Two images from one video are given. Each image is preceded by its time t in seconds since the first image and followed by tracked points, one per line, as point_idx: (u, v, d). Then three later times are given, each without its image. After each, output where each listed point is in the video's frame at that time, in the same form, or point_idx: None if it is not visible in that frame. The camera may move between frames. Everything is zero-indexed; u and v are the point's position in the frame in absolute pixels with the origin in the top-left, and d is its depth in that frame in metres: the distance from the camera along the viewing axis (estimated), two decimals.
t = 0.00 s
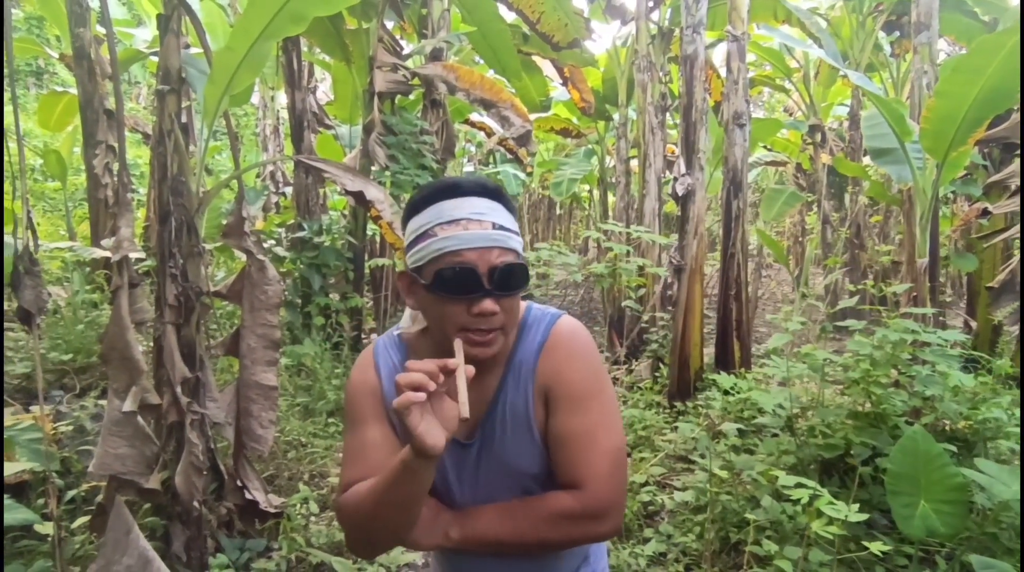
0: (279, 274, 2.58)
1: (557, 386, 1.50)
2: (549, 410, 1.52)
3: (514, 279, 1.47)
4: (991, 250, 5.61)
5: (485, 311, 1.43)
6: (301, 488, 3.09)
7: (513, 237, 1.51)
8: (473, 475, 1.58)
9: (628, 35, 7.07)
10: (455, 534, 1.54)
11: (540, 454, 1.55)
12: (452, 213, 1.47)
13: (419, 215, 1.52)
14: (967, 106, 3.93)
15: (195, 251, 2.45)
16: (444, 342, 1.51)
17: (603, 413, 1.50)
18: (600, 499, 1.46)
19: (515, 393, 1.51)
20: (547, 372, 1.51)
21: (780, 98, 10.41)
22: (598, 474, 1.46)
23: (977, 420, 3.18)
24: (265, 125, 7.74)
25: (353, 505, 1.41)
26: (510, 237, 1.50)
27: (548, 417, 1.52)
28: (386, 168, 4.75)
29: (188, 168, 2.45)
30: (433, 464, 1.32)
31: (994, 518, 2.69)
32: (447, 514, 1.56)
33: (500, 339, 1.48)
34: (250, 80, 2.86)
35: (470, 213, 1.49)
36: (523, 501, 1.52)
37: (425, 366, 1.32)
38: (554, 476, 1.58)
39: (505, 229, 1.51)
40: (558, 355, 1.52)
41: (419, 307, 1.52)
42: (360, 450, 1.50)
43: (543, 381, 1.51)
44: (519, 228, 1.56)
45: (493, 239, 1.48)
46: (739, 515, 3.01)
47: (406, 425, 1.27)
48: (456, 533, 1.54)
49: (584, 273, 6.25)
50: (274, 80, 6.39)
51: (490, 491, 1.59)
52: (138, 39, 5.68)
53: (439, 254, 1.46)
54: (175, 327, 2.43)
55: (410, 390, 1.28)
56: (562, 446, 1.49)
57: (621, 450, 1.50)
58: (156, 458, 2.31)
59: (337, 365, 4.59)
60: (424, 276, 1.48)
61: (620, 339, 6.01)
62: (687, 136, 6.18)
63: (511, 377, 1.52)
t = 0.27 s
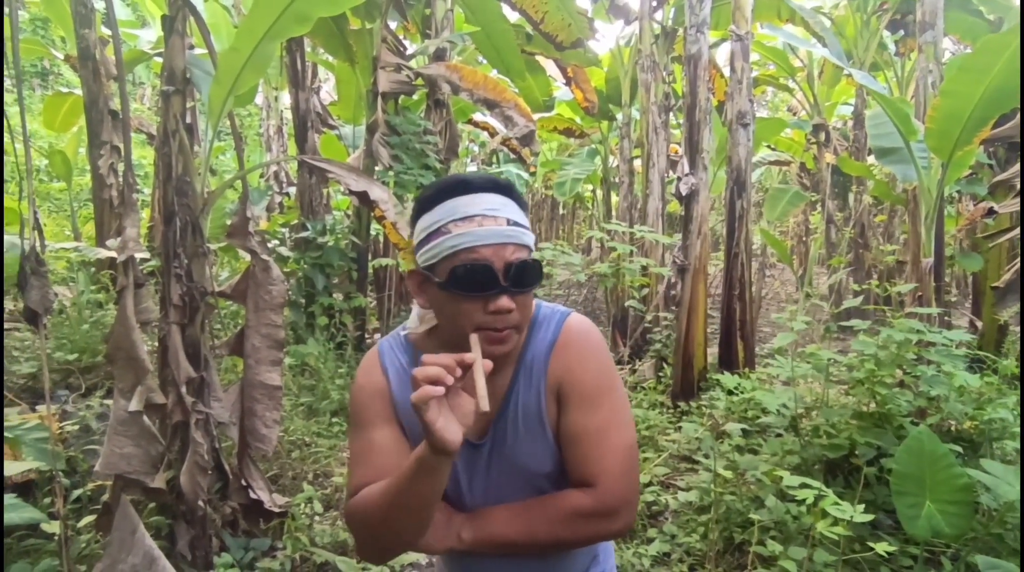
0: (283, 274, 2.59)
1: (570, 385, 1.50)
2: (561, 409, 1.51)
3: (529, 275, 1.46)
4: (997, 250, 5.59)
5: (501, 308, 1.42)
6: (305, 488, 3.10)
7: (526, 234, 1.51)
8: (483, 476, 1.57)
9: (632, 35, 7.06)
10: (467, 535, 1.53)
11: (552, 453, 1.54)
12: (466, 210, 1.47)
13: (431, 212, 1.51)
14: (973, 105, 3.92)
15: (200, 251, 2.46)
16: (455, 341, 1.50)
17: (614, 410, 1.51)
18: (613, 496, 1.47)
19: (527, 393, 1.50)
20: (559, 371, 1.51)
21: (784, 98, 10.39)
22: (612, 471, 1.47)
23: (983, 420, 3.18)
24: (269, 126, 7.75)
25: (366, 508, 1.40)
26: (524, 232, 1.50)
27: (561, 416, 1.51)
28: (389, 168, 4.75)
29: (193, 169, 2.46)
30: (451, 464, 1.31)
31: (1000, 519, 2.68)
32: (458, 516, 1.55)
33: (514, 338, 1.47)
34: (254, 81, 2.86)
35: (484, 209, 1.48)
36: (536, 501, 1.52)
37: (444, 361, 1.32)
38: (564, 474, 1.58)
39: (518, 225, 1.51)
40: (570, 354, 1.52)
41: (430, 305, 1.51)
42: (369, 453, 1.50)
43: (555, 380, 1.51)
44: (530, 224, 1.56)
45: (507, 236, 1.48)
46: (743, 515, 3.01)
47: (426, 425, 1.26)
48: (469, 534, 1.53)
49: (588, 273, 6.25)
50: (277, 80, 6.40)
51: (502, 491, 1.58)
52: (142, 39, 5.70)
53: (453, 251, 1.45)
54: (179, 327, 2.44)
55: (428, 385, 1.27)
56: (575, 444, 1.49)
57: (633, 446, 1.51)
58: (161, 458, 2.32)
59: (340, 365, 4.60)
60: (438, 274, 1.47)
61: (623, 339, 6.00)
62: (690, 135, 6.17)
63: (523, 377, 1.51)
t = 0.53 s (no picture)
0: (286, 274, 2.59)
1: (589, 378, 1.48)
2: (579, 402, 1.49)
3: (566, 272, 1.39)
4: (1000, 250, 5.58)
5: (539, 304, 1.35)
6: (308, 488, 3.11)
7: (562, 230, 1.44)
8: (492, 469, 1.52)
9: (634, 35, 7.06)
10: (474, 529, 1.48)
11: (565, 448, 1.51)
12: (502, 203, 1.38)
13: (461, 206, 1.42)
14: (977, 104, 3.91)
15: (204, 251, 2.46)
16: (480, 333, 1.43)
17: (629, 406, 1.50)
18: (627, 492, 1.44)
19: (547, 384, 1.48)
20: (578, 365, 1.49)
21: (786, 97, 10.38)
22: (627, 467, 1.45)
23: (986, 420, 3.18)
24: (272, 126, 7.75)
25: (380, 497, 1.35)
26: (560, 229, 1.43)
27: (578, 410, 1.49)
28: (392, 168, 4.76)
29: (197, 169, 2.46)
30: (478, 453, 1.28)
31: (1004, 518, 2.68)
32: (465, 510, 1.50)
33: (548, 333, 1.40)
34: (257, 82, 2.87)
35: (520, 204, 1.40)
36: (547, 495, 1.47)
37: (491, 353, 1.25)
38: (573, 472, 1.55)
39: (553, 220, 1.43)
40: (589, 348, 1.50)
41: (460, 300, 1.42)
42: (379, 441, 1.43)
43: (574, 373, 1.49)
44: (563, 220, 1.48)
45: (544, 232, 1.40)
46: (746, 515, 3.01)
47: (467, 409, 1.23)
48: (476, 527, 1.48)
49: (590, 273, 6.25)
50: (280, 80, 6.41)
51: (509, 486, 1.52)
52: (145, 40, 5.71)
53: (489, 247, 1.36)
54: (183, 327, 2.44)
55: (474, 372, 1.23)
56: (589, 438, 1.47)
57: (646, 444, 1.49)
58: (165, 458, 2.33)
59: (343, 365, 4.61)
60: (470, 270, 1.38)
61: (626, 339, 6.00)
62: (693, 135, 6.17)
63: (542, 368, 1.48)
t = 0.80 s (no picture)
0: (288, 274, 2.60)
1: (614, 379, 1.53)
2: (602, 400, 1.53)
3: (613, 267, 1.44)
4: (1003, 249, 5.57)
5: (590, 297, 1.39)
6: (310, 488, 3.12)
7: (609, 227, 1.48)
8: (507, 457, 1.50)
9: (635, 34, 7.05)
10: (482, 514, 1.46)
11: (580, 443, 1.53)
12: (556, 200, 1.41)
13: (513, 203, 1.44)
14: (979, 103, 3.91)
15: (205, 251, 2.46)
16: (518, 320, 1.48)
17: (645, 412, 1.55)
18: (639, 493, 1.49)
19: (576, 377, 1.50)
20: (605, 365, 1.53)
21: (788, 96, 10.36)
22: (640, 469, 1.50)
23: (989, 419, 3.18)
24: (274, 126, 7.76)
25: (396, 463, 1.36)
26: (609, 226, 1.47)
27: (601, 406, 1.53)
28: (393, 168, 4.76)
29: (199, 170, 2.47)
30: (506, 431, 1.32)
31: (1006, 518, 2.68)
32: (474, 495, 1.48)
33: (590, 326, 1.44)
34: (259, 83, 2.87)
35: (573, 201, 1.44)
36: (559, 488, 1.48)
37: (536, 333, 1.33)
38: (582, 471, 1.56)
39: (601, 217, 1.48)
40: (616, 351, 1.55)
41: (509, 293, 1.45)
42: (400, 410, 1.43)
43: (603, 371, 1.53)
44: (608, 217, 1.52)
45: (595, 228, 1.44)
46: (747, 515, 3.01)
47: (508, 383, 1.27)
48: (485, 512, 1.46)
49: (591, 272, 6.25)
50: (282, 81, 6.41)
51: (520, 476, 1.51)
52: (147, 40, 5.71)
53: (544, 242, 1.39)
54: (185, 327, 2.45)
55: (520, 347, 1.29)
56: (605, 437, 1.52)
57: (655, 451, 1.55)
58: (167, 457, 2.33)
59: (345, 365, 4.62)
60: (524, 264, 1.40)
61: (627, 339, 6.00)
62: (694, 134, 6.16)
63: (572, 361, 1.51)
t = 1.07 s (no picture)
0: (287, 274, 2.60)
1: (630, 387, 1.57)
2: (617, 406, 1.56)
3: (639, 277, 1.46)
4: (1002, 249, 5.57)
5: (615, 305, 1.41)
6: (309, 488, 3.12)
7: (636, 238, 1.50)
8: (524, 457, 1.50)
9: (635, 35, 7.06)
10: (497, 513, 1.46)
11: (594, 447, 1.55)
12: (586, 210, 1.44)
13: (543, 211, 1.46)
14: (979, 103, 3.90)
15: (205, 251, 2.47)
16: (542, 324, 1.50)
17: (655, 422, 1.59)
18: (650, 499, 1.52)
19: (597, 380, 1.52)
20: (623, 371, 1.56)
21: (788, 96, 10.36)
22: (651, 475, 1.54)
23: (987, 419, 3.17)
24: (274, 127, 7.76)
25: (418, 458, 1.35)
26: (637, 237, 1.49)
27: (615, 412, 1.56)
28: (393, 168, 4.77)
29: (198, 170, 2.47)
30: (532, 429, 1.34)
31: (1005, 518, 2.68)
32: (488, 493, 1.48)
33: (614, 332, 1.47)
34: (258, 84, 2.87)
35: (603, 211, 1.46)
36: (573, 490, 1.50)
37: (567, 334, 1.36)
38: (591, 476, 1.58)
39: (628, 228, 1.50)
40: (632, 359, 1.59)
41: (535, 298, 1.47)
42: (421, 405, 1.42)
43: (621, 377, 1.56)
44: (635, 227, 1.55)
45: (624, 238, 1.46)
46: (746, 516, 3.01)
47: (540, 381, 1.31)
48: (500, 511, 1.46)
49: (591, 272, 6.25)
50: (282, 81, 6.42)
51: (535, 477, 1.51)
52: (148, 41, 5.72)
53: (572, 250, 1.41)
54: (184, 327, 2.45)
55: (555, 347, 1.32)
56: (619, 442, 1.54)
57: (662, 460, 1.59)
58: (167, 457, 2.34)
59: (345, 365, 4.62)
60: (551, 270, 1.42)
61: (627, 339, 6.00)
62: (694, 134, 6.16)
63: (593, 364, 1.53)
